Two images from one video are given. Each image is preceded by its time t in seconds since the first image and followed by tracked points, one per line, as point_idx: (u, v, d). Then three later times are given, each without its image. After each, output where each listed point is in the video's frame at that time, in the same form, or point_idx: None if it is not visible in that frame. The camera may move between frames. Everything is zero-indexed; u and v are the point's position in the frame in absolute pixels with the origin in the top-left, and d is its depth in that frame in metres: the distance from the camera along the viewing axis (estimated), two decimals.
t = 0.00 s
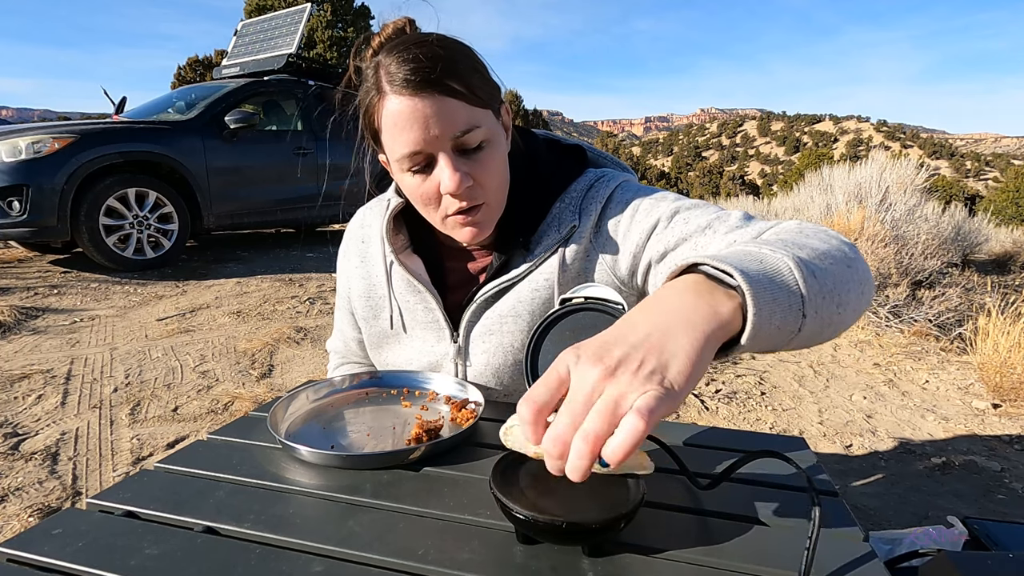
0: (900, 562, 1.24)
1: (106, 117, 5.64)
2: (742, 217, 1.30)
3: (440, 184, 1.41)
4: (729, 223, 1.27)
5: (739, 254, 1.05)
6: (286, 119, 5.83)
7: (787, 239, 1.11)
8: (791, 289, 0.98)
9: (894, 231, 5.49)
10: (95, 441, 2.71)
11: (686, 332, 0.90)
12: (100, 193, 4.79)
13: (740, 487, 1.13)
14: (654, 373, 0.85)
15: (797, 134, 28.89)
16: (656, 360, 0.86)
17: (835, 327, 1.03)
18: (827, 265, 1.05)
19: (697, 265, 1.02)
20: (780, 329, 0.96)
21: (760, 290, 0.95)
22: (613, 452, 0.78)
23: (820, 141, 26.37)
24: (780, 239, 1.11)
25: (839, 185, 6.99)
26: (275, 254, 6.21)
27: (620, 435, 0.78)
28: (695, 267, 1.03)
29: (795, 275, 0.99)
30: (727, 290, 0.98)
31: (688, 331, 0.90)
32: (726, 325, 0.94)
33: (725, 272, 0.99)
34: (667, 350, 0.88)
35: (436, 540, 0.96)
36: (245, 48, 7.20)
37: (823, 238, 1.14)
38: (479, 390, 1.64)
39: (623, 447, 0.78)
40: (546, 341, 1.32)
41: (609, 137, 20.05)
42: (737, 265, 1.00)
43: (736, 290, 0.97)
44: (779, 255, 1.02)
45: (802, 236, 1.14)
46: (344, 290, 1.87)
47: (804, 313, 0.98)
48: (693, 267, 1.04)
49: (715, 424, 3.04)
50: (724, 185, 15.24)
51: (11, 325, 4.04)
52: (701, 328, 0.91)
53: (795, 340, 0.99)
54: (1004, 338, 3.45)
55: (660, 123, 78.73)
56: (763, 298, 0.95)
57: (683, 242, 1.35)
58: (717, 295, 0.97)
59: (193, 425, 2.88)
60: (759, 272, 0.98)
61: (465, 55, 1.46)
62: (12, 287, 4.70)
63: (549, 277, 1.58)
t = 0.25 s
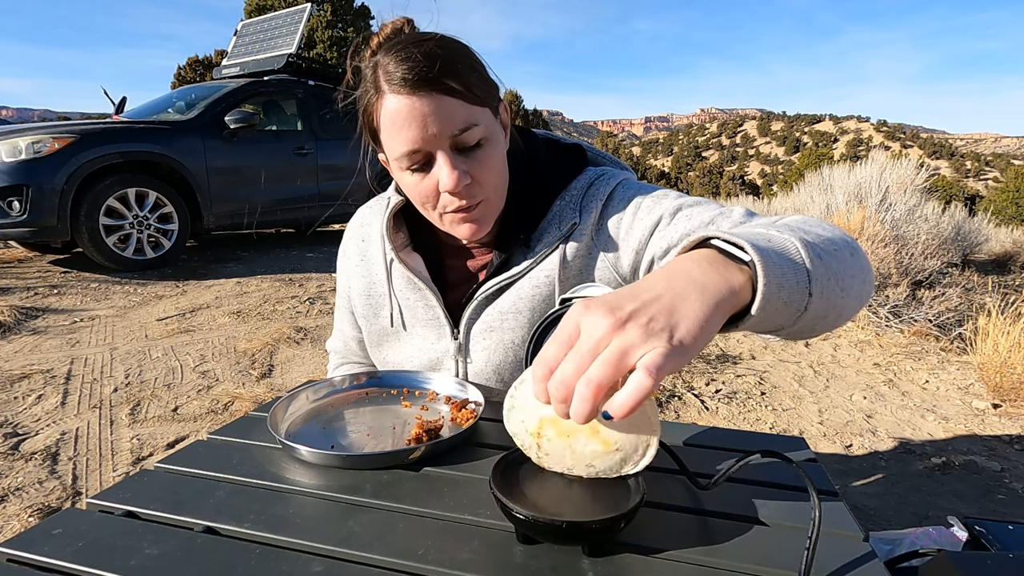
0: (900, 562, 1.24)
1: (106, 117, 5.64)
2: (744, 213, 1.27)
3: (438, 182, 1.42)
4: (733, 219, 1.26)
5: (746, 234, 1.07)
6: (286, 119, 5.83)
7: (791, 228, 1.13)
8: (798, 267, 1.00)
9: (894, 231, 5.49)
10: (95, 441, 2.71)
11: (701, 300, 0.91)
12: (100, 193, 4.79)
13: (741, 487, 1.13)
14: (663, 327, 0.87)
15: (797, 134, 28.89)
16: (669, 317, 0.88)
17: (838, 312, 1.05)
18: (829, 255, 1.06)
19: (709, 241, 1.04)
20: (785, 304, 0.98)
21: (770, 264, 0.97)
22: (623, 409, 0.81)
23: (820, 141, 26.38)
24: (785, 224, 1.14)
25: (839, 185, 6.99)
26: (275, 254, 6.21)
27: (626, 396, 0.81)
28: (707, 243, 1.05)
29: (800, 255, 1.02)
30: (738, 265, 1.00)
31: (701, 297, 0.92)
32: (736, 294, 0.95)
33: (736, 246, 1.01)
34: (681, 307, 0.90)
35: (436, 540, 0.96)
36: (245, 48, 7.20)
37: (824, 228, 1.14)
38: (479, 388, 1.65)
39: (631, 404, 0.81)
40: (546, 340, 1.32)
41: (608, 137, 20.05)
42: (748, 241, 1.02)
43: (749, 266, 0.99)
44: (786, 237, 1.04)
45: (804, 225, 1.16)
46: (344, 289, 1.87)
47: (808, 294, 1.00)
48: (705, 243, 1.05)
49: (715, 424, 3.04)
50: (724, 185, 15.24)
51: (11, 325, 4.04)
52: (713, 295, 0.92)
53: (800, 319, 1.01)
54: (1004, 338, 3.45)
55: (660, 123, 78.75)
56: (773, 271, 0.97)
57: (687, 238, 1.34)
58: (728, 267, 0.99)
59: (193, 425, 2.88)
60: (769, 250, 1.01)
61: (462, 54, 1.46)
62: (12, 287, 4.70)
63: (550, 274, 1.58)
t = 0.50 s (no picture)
0: (900, 562, 1.24)
1: (106, 117, 5.64)
2: (749, 220, 1.28)
3: (437, 180, 1.41)
4: (738, 226, 1.26)
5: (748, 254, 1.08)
6: (286, 119, 5.83)
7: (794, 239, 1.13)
8: (803, 283, 1.00)
9: (895, 231, 5.49)
10: (95, 441, 2.71)
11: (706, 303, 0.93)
12: (100, 193, 4.79)
13: (740, 487, 1.13)
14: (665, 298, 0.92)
15: (797, 134, 28.89)
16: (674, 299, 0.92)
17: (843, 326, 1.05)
18: (833, 265, 1.07)
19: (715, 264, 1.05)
20: (794, 323, 0.98)
21: (777, 284, 0.98)
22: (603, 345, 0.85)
23: (820, 141, 26.38)
24: (786, 238, 1.14)
25: (839, 185, 6.99)
26: (275, 254, 6.21)
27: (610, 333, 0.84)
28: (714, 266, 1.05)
29: (805, 272, 1.02)
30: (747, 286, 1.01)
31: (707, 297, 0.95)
32: (745, 311, 0.97)
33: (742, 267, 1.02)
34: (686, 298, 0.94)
35: (436, 540, 0.96)
36: (245, 48, 7.20)
37: (828, 238, 1.15)
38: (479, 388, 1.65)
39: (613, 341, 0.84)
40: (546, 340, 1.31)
41: (609, 137, 20.05)
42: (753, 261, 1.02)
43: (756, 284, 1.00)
44: (788, 255, 1.05)
45: (806, 237, 1.15)
46: (344, 288, 1.87)
47: (816, 309, 1.01)
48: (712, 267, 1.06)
49: (716, 424, 3.04)
50: (724, 185, 15.25)
51: (11, 325, 4.04)
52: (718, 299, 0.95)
53: (806, 335, 1.01)
54: (1005, 338, 3.45)
55: (660, 123, 78.76)
56: (781, 290, 0.98)
57: (693, 242, 1.34)
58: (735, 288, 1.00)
59: (193, 425, 2.88)
60: (775, 268, 1.01)
61: (461, 53, 1.46)
62: (12, 288, 4.70)
63: (551, 274, 1.59)
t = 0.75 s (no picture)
0: (900, 562, 1.24)
1: (106, 117, 5.64)
2: (752, 237, 1.32)
3: (439, 180, 1.41)
4: (741, 244, 1.29)
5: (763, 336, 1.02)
6: (286, 119, 5.83)
7: (801, 294, 1.10)
8: (822, 364, 0.98)
9: (894, 231, 5.49)
10: (96, 441, 2.71)
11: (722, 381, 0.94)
12: (100, 193, 4.79)
13: (741, 487, 1.14)
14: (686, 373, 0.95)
15: (797, 134, 28.90)
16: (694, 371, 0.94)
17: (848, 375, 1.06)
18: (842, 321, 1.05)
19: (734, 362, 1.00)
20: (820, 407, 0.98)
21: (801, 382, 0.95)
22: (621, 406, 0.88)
23: (820, 141, 26.38)
24: (794, 301, 1.09)
25: (838, 185, 6.99)
26: (275, 254, 6.21)
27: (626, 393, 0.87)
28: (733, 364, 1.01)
29: (824, 351, 0.99)
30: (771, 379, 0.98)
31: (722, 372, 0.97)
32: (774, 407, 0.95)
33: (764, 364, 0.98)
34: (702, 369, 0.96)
35: (436, 541, 0.96)
36: (245, 48, 7.21)
37: (833, 281, 1.13)
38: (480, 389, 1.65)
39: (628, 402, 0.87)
40: (546, 342, 1.31)
41: (608, 137, 20.05)
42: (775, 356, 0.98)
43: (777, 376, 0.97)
44: (804, 329, 1.01)
45: (813, 288, 1.11)
46: (344, 289, 1.87)
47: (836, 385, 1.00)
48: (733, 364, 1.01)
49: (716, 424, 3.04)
50: (724, 185, 15.25)
51: (11, 325, 4.04)
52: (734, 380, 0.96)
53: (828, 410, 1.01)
54: (1004, 338, 3.45)
55: (660, 123, 78.77)
56: (805, 388, 0.95)
57: (698, 258, 1.35)
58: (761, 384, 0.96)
59: (193, 425, 2.88)
60: (796, 358, 0.97)
61: (461, 53, 1.46)
62: (12, 288, 4.70)
63: (554, 281, 1.58)
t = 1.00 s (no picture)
0: (900, 562, 1.24)
1: (106, 117, 5.64)
2: (761, 233, 1.33)
3: (445, 180, 1.41)
4: (751, 240, 1.32)
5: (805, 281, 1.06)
6: (286, 119, 5.83)
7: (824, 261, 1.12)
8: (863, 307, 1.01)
9: (894, 231, 5.49)
10: (96, 441, 2.71)
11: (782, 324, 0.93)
12: (100, 193, 4.79)
13: (741, 487, 1.14)
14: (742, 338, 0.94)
15: (797, 134, 28.89)
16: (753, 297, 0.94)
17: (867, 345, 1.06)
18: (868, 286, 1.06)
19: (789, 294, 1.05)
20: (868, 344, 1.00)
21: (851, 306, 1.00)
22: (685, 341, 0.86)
23: (820, 141, 26.37)
24: (830, 260, 1.12)
25: (839, 185, 6.99)
26: (275, 254, 6.21)
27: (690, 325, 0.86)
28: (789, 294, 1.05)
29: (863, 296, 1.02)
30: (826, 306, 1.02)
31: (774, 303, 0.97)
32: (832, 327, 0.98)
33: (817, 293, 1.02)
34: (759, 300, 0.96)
35: (437, 541, 0.96)
36: (245, 48, 7.20)
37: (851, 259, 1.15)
38: (481, 388, 1.65)
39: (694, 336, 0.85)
40: (546, 342, 1.30)
41: (609, 137, 20.04)
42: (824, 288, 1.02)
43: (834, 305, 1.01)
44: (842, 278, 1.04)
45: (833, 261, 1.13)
46: (345, 289, 1.87)
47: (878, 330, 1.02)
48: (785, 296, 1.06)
49: (715, 424, 3.04)
50: (724, 185, 15.24)
51: (11, 325, 4.04)
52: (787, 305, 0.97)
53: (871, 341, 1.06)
54: (1004, 338, 3.45)
55: (660, 123, 78.77)
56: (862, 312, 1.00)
57: (709, 254, 1.38)
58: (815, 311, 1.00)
59: (193, 425, 2.88)
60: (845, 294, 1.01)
61: (469, 54, 1.47)
62: (12, 287, 4.70)
63: (559, 281, 1.59)
